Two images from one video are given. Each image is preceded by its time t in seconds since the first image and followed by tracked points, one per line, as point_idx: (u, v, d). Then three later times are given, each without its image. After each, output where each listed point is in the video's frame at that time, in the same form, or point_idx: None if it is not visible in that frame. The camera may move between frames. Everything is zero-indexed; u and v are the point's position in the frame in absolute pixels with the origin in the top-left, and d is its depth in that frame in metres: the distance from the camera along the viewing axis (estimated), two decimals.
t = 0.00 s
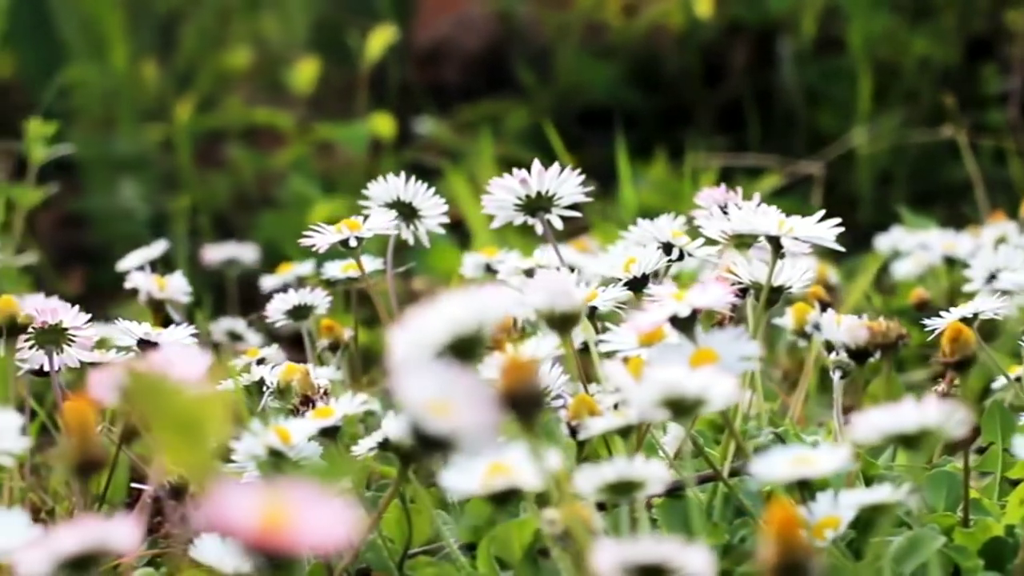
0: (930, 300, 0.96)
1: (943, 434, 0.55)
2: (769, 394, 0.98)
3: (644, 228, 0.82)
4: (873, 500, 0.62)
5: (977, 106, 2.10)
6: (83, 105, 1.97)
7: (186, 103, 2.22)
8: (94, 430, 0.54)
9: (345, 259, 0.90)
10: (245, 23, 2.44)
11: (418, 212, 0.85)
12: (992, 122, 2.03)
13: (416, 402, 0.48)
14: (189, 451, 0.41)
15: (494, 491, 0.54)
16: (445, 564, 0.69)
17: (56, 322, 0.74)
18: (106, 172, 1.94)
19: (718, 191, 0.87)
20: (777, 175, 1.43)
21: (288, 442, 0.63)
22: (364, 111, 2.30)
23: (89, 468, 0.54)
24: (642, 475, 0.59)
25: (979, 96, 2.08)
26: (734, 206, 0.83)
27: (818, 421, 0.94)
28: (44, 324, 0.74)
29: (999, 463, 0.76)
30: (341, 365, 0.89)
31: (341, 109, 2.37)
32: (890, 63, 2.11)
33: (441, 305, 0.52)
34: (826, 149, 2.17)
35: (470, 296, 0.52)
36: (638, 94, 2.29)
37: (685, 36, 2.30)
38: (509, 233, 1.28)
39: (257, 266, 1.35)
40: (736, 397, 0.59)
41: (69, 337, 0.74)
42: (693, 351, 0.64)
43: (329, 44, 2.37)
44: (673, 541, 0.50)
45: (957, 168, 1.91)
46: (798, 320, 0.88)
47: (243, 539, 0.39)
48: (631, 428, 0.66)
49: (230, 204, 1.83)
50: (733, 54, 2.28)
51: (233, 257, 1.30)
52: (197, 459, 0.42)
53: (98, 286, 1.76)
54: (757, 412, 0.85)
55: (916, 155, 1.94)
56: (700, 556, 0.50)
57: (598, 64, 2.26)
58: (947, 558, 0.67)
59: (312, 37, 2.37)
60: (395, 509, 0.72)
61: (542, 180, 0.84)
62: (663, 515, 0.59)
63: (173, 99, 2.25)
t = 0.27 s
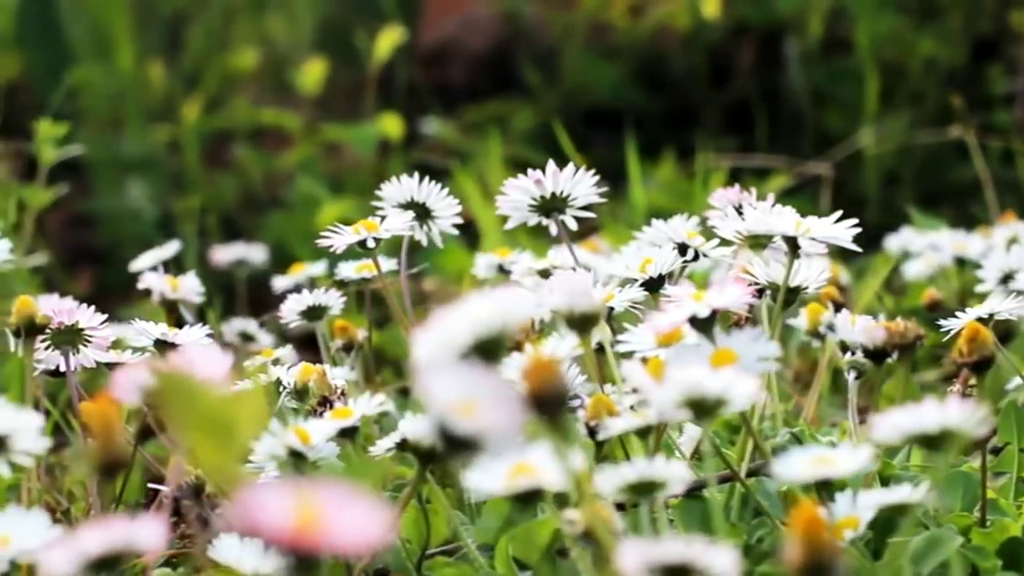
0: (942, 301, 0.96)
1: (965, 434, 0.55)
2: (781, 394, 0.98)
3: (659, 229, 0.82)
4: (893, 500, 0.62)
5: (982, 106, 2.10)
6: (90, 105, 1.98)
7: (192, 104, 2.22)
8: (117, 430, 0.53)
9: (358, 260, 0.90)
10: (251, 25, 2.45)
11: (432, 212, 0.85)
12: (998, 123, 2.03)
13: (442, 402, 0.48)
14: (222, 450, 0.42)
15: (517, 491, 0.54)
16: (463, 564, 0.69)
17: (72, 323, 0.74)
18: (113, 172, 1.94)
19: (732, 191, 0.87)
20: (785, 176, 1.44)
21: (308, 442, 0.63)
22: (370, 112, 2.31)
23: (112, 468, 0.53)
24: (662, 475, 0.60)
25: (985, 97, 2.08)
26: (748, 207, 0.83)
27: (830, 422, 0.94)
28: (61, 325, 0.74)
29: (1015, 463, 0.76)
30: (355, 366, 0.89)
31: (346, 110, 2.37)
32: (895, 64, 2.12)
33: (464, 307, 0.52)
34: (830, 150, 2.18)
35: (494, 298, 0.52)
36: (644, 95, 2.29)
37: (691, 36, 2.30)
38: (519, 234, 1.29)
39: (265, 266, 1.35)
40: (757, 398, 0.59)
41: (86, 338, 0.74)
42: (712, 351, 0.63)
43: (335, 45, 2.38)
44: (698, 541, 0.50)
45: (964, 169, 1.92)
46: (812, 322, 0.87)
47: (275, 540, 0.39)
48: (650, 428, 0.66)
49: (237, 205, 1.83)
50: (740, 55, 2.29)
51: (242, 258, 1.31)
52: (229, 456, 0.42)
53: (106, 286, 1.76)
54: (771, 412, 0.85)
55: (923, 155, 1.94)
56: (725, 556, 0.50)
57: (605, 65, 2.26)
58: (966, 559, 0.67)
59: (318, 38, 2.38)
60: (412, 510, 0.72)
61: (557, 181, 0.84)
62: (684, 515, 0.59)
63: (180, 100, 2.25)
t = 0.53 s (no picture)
0: (955, 302, 0.96)
1: (990, 433, 0.55)
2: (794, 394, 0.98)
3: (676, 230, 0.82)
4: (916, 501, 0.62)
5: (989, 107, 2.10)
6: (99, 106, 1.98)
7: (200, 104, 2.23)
8: (145, 430, 0.54)
9: (373, 260, 0.90)
10: (257, 26, 2.45)
11: (449, 213, 0.85)
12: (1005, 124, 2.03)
13: (474, 403, 0.48)
14: (262, 449, 0.41)
15: (543, 492, 0.54)
16: (482, 564, 0.69)
17: (91, 324, 0.74)
18: (121, 173, 1.94)
19: (748, 192, 0.87)
20: (794, 177, 1.44)
21: (330, 442, 0.64)
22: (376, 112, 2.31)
23: (142, 469, 0.54)
24: (686, 476, 0.60)
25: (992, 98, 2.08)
26: (765, 208, 0.83)
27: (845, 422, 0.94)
28: (80, 325, 0.74)
29: None
30: (371, 366, 0.89)
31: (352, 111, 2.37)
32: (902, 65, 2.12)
33: (492, 308, 0.52)
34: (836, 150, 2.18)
35: (523, 299, 0.52)
36: (652, 96, 2.29)
37: (699, 37, 2.30)
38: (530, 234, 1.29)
39: (275, 266, 1.35)
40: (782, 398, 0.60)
41: (104, 339, 0.75)
42: (734, 353, 0.64)
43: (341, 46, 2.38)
44: (726, 541, 0.50)
45: (972, 170, 1.92)
46: (828, 322, 0.84)
47: (314, 541, 0.40)
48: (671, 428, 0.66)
49: (245, 205, 1.83)
50: (747, 56, 2.29)
51: (252, 258, 1.31)
52: (269, 455, 0.42)
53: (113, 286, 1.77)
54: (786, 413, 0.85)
55: (931, 156, 1.94)
56: (755, 556, 0.50)
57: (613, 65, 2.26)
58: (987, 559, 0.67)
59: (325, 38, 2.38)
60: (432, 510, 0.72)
61: (574, 181, 0.84)
62: (708, 515, 0.59)
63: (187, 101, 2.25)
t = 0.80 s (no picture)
0: (969, 300, 0.97)
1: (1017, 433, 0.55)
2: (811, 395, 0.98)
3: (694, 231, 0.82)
4: (939, 501, 0.62)
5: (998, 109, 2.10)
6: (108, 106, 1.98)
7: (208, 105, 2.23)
8: (173, 430, 0.54)
9: (389, 262, 0.90)
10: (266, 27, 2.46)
11: (466, 213, 0.84)
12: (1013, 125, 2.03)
13: (505, 404, 0.48)
14: (304, 456, 0.40)
15: (572, 492, 0.54)
16: (503, 564, 0.69)
17: (111, 324, 0.75)
18: (131, 173, 1.95)
19: (765, 192, 0.87)
20: (804, 177, 1.45)
21: (352, 443, 0.64)
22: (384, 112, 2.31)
23: (172, 470, 0.54)
24: (712, 476, 0.60)
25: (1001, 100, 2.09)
26: (782, 209, 0.83)
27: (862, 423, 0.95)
28: (100, 326, 0.74)
29: None
30: (387, 367, 0.89)
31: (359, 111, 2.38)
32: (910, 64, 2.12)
33: (523, 308, 0.52)
34: (843, 151, 2.18)
35: (553, 299, 0.52)
36: (659, 96, 2.29)
37: (707, 37, 2.31)
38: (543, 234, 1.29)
39: (287, 267, 1.36)
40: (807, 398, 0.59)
41: (124, 339, 0.75)
42: (758, 352, 0.64)
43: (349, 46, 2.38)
44: (757, 542, 0.50)
45: (979, 171, 1.92)
46: (843, 323, 0.83)
47: (353, 540, 0.39)
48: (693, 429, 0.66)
49: (254, 206, 1.83)
50: (755, 57, 2.29)
51: (264, 258, 1.31)
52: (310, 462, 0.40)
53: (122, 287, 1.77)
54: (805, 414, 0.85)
55: (940, 157, 1.95)
56: (786, 557, 0.50)
57: (621, 66, 2.27)
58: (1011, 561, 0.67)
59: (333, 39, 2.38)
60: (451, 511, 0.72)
61: (591, 182, 0.84)
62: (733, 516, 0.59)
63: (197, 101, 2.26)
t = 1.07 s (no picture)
0: (983, 300, 0.97)
1: None
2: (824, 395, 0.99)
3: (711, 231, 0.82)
4: (961, 501, 0.61)
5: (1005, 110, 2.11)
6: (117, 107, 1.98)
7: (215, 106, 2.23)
8: (200, 429, 0.54)
9: (405, 261, 0.90)
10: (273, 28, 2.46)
11: (483, 214, 0.84)
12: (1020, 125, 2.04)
13: (535, 405, 0.49)
14: (342, 455, 0.39)
15: (599, 492, 0.54)
16: (524, 565, 0.69)
17: (130, 325, 0.74)
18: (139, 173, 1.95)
19: (781, 193, 0.87)
20: (815, 178, 1.45)
21: (376, 443, 0.64)
22: (392, 112, 2.32)
23: (199, 470, 0.54)
24: (736, 476, 0.60)
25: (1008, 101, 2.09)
26: (799, 209, 0.83)
27: (877, 423, 0.95)
28: (119, 326, 0.73)
29: None
30: (403, 367, 0.89)
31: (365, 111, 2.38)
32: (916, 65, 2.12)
33: (552, 308, 0.52)
34: (849, 151, 2.19)
35: (582, 299, 0.52)
36: (667, 96, 2.29)
37: (715, 38, 2.31)
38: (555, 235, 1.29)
39: (297, 267, 1.36)
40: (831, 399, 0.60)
41: (143, 339, 0.74)
42: (780, 353, 0.64)
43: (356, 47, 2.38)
44: (786, 541, 0.50)
45: (987, 172, 1.92)
46: (859, 324, 0.81)
47: (391, 540, 0.39)
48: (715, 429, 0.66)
49: (262, 207, 1.83)
50: (762, 57, 2.29)
51: (274, 259, 1.31)
52: (350, 463, 0.40)
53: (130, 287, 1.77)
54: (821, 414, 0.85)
55: (948, 158, 1.95)
56: (816, 557, 0.50)
57: (629, 67, 2.27)
58: None
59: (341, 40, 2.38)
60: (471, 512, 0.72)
61: (608, 182, 0.84)
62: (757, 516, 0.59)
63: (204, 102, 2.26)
